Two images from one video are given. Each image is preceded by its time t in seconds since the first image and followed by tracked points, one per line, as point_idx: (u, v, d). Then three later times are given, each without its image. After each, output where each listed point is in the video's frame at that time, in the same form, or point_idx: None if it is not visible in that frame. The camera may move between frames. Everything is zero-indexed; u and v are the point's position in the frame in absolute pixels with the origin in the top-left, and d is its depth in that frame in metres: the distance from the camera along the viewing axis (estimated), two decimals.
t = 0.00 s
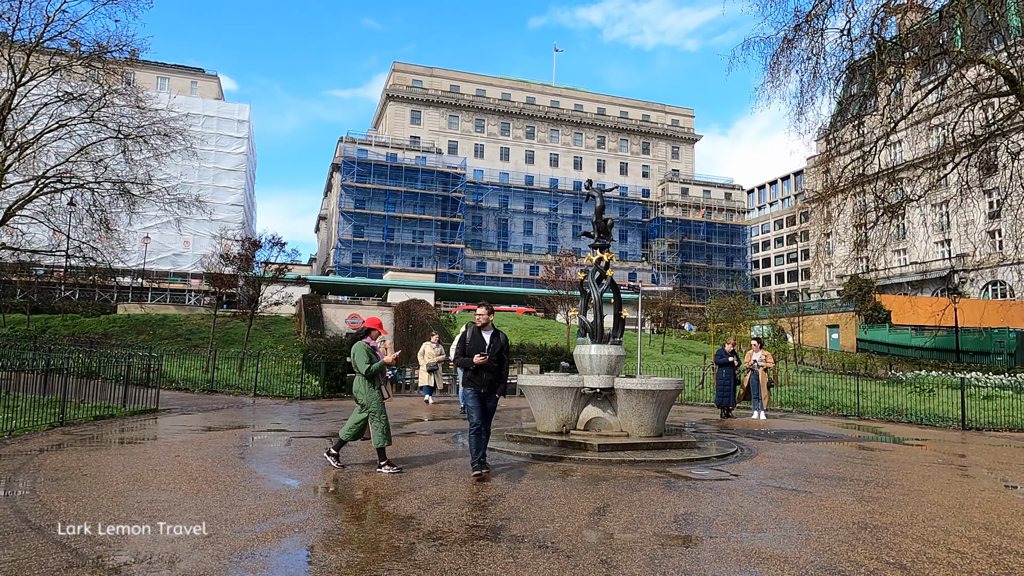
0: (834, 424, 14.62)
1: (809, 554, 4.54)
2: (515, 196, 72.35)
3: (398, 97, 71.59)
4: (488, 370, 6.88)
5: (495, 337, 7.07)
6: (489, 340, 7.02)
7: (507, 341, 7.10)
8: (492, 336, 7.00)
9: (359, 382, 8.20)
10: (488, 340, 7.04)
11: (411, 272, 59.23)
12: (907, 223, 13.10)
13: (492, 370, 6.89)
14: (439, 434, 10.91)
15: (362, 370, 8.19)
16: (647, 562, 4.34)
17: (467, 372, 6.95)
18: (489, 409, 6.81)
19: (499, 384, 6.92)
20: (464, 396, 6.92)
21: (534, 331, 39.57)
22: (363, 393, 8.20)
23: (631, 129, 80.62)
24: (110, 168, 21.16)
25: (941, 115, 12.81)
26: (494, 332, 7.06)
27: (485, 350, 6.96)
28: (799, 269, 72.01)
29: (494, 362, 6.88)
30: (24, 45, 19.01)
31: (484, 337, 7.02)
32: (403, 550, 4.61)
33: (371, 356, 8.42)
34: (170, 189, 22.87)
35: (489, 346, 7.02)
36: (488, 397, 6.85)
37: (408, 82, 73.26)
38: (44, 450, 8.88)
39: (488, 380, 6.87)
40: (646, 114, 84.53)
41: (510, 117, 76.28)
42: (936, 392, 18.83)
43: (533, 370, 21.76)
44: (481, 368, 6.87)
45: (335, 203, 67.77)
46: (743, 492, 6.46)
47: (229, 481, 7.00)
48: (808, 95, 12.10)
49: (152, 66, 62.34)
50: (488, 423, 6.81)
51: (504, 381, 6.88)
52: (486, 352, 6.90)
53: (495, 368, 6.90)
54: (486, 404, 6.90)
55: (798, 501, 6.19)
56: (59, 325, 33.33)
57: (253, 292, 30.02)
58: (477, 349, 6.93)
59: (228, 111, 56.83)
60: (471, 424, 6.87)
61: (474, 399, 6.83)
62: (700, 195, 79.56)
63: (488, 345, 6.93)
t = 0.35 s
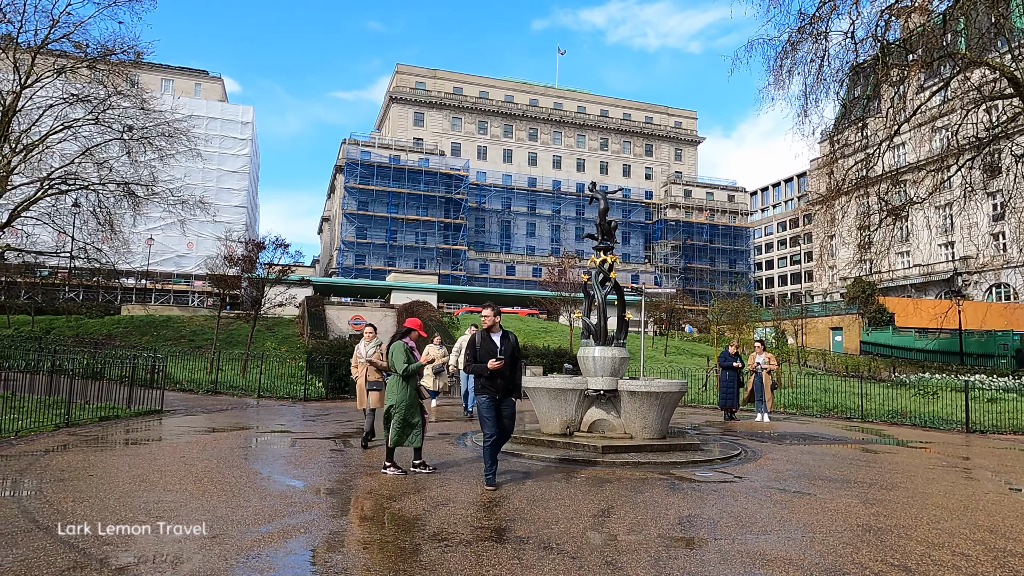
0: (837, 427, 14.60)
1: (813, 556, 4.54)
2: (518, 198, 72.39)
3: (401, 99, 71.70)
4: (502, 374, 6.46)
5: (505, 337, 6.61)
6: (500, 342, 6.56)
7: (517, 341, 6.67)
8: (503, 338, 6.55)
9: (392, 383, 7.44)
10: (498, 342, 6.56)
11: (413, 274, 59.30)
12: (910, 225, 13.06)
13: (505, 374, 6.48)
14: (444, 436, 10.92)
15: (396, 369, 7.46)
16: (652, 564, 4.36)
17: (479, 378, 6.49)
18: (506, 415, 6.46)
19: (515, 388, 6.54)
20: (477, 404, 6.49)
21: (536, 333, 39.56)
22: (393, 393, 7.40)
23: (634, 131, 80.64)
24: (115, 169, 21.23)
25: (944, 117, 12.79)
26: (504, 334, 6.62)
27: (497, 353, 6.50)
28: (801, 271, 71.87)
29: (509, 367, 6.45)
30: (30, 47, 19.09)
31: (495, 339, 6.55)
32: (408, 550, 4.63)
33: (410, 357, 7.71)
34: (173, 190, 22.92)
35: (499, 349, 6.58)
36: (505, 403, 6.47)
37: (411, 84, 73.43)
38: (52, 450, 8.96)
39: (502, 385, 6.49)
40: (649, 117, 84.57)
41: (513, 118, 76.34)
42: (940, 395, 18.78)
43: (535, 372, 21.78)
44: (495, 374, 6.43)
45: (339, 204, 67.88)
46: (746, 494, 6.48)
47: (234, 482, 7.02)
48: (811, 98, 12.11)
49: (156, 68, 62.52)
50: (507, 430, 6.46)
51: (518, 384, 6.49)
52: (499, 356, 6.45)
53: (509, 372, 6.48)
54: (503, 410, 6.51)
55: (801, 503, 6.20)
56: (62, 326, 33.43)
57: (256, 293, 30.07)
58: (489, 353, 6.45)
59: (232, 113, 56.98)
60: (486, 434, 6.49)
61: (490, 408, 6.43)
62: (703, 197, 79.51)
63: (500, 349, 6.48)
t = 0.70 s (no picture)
0: (846, 430, 14.53)
1: (821, 560, 4.54)
2: (524, 201, 72.43)
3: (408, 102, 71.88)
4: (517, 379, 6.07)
5: (521, 340, 6.24)
6: (516, 344, 6.19)
7: (535, 345, 6.28)
8: (518, 341, 6.16)
9: (435, 389, 7.38)
10: (514, 346, 6.17)
11: (420, 276, 59.36)
12: (919, 227, 13.00)
13: (519, 380, 6.06)
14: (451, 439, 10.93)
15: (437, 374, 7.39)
16: (660, 566, 4.37)
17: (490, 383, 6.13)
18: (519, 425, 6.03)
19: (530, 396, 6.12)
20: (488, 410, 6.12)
21: (543, 336, 39.53)
22: (437, 399, 7.32)
23: (640, 133, 80.58)
24: (124, 172, 21.36)
25: (953, 120, 12.74)
26: (520, 338, 6.22)
27: (511, 357, 6.12)
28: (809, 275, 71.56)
29: (523, 372, 6.06)
30: (40, 51, 19.26)
31: (510, 342, 6.17)
32: (416, 552, 4.64)
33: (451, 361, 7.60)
34: (182, 192, 23.04)
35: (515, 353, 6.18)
36: (518, 411, 6.05)
37: (418, 87, 73.61)
38: (61, 451, 9.02)
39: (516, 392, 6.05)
40: (655, 119, 84.49)
41: (519, 121, 76.43)
42: (949, 399, 18.66)
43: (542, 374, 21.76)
44: (508, 379, 6.04)
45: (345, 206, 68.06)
46: (754, 498, 6.47)
47: (243, 483, 7.07)
48: (819, 100, 12.09)
49: (165, 71, 62.88)
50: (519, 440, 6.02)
51: (533, 392, 6.07)
52: (513, 359, 6.07)
53: (524, 378, 6.08)
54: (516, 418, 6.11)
55: (809, 506, 6.20)
56: (71, 327, 33.64)
57: (263, 295, 30.15)
58: (502, 357, 6.07)
59: (239, 116, 57.25)
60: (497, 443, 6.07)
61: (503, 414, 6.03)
62: (710, 200, 79.34)
63: (515, 352, 6.10)
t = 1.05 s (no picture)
0: (858, 434, 14.43)
1: (834, 564, 4.53)
2: (533, 203, 72.44)
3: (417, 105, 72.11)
4: (535, 381, 5.78)
5: (544, 341, 5.96)
6: (536, 345, 5.93)
7: (560, 347, 5.95)
8: (538, 341, 5.91)
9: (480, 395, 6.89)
10: (534, 347, 5.92)
11: (429, 279, 59.45)
12: (931, 230, 12.93)
13: (536, 382, 5.77)
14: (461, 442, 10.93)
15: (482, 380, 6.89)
16: (672, 568, 4.37)
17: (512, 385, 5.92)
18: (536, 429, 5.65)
19: (550, 399, 5.75)
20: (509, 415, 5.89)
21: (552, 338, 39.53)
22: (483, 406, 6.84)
23: (650, 136, 80.49)
24: (136, 175, 21.52)
25: (966, 121, 12.64)
26: (542, 339, 5.96)
27: (530, 357, 5.88)
28: (819, 278, 71.14)
29: (541, 373, 5.76)
30: (54, 55, 19.44)
31: (529, 342, 5.93)
32: (428, 554, 4.66)
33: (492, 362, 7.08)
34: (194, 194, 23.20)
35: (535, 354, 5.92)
36: (536, 414, 5.70)
37: (428, 90, 73.83)
38: (76, 452, 9.09)
39: (532, 395, 5.76)
40: (665, 121, 84.34)
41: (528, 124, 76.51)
42: (962, 403, 18.50)
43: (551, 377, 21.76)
44: (524, 379, 5.79)
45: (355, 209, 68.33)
46: (766, 501, 6.44)
47: (256, 484, 7.11)
48: (830, 101, 12.03)
49: (177, 74, 63.39)
50: (535, 445, 5.61)
51: (552, 396, 5.70)
52: (529, 359, 5.82)
53: (542, 380, 5.76)
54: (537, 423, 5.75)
55: (822, 510, 6.17)
56: (84, 328, 34.05)
57: (274, 297, 30.29)
58: (518, 356, 5.86)
59: (250, 119, 57.64)
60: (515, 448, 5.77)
61: (520, 417, 5.75)
62: (720, 202, 79.07)
63: (532, 352, 5.85)
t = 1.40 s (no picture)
0: (876, 437, 14.28)
1: (857, 569, 4.48)
2: (546, 205, 72.39)
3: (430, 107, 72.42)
4: (552, 390, 5.49)
5: (559, 347, 5.68)
6: (551, 351, 5.65)
7: (576, 352, 5.68)
8: (554, 347, 5.63)
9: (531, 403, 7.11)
10: (550, 354, 5.64)
11: (442, 281, 59.57)
12: (950, 231, 12.78)
13: (555, 391, 5.48)
14: (476, 443, 10.93)
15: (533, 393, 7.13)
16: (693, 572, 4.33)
17: (527, 396, 5.61)
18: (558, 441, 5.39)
19: (570, 408, 5.49)
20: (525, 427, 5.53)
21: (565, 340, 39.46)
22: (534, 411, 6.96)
23: (663, 136, 80.21)
24: (153, 179, 21.72)
25: (985, 121, 12.48)
26: (558, 344, 5.68)
27: (546, 364, 5.59)
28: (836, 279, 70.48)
29: (559, 382, 5.49)
30: (73, 60, 19.69)
31: (544, 348, 5.65)
32: (447, 556, 4.66)
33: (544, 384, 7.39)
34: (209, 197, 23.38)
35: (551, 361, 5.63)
36: (556, 425, 5.44)
37: (441, 92, 74.07)
38: (97, 452, 9.21)
39: (552, 405, 5.46)
40: (678, 122, 84.03)
41: (541, 125, 76.54)
42: (982, 407, 18.25)
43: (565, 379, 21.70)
44: (541, 389, 5.49)
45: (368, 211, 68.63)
46: (786, 505, 6.38)
47: (273, 485, 7.15)
48: (846, 101, 11.93)
49: (193, 78, 64.08)
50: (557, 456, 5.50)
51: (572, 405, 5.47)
52: (547, 367, 5.53)
53: (561, 389, 5.50)
54: (556, 434, 5.48)
55: (842, 514, 6.11)
56: (102, 330, 34.50)
57: (289, 299, 30.51)
58: (535, 364, 5.57)
59: (265, 122, 58.14)
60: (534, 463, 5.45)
61: (539, 430, 5.42)
62: (734, 203, 78.60)
63: (549, 360, 5.57)
